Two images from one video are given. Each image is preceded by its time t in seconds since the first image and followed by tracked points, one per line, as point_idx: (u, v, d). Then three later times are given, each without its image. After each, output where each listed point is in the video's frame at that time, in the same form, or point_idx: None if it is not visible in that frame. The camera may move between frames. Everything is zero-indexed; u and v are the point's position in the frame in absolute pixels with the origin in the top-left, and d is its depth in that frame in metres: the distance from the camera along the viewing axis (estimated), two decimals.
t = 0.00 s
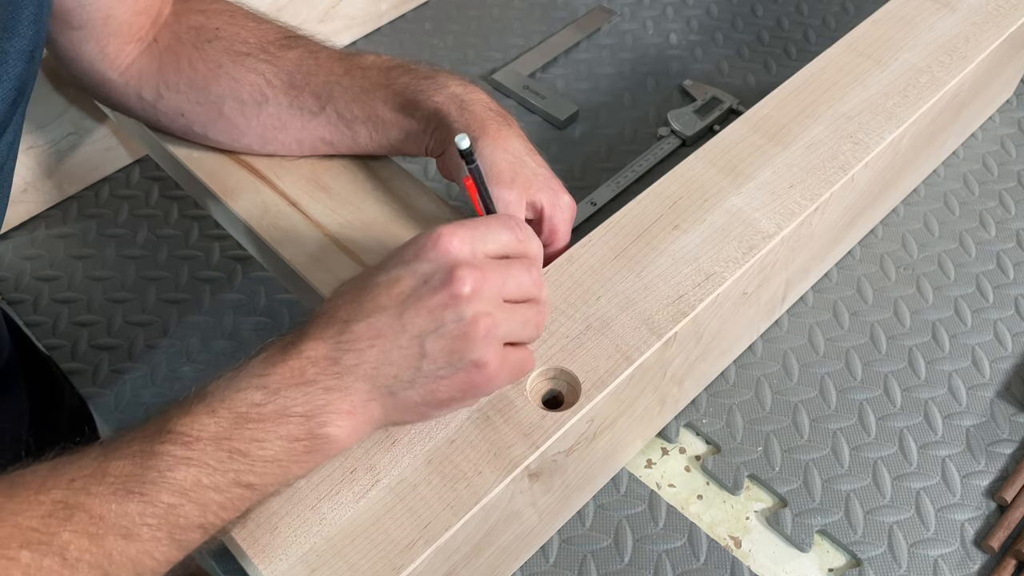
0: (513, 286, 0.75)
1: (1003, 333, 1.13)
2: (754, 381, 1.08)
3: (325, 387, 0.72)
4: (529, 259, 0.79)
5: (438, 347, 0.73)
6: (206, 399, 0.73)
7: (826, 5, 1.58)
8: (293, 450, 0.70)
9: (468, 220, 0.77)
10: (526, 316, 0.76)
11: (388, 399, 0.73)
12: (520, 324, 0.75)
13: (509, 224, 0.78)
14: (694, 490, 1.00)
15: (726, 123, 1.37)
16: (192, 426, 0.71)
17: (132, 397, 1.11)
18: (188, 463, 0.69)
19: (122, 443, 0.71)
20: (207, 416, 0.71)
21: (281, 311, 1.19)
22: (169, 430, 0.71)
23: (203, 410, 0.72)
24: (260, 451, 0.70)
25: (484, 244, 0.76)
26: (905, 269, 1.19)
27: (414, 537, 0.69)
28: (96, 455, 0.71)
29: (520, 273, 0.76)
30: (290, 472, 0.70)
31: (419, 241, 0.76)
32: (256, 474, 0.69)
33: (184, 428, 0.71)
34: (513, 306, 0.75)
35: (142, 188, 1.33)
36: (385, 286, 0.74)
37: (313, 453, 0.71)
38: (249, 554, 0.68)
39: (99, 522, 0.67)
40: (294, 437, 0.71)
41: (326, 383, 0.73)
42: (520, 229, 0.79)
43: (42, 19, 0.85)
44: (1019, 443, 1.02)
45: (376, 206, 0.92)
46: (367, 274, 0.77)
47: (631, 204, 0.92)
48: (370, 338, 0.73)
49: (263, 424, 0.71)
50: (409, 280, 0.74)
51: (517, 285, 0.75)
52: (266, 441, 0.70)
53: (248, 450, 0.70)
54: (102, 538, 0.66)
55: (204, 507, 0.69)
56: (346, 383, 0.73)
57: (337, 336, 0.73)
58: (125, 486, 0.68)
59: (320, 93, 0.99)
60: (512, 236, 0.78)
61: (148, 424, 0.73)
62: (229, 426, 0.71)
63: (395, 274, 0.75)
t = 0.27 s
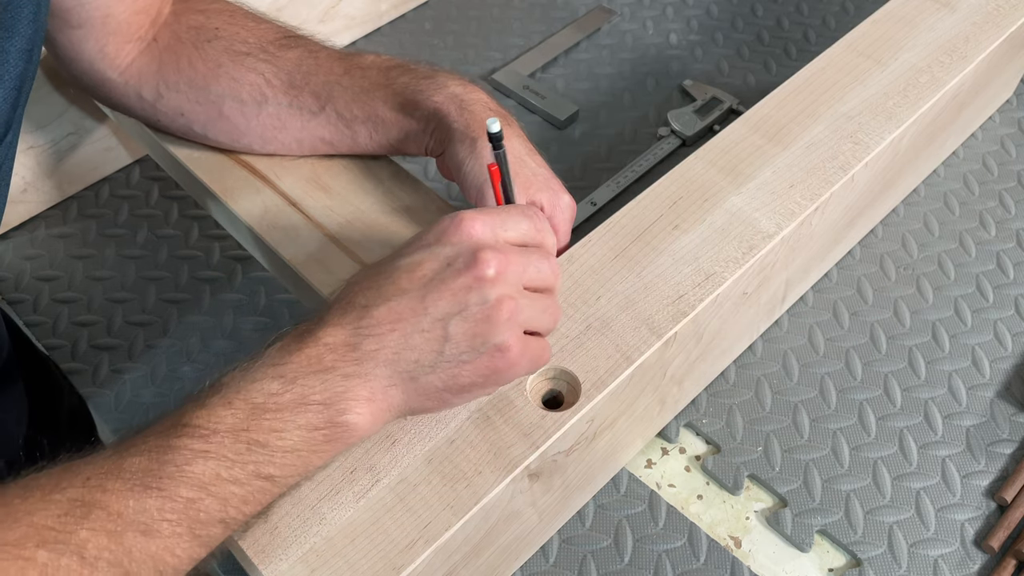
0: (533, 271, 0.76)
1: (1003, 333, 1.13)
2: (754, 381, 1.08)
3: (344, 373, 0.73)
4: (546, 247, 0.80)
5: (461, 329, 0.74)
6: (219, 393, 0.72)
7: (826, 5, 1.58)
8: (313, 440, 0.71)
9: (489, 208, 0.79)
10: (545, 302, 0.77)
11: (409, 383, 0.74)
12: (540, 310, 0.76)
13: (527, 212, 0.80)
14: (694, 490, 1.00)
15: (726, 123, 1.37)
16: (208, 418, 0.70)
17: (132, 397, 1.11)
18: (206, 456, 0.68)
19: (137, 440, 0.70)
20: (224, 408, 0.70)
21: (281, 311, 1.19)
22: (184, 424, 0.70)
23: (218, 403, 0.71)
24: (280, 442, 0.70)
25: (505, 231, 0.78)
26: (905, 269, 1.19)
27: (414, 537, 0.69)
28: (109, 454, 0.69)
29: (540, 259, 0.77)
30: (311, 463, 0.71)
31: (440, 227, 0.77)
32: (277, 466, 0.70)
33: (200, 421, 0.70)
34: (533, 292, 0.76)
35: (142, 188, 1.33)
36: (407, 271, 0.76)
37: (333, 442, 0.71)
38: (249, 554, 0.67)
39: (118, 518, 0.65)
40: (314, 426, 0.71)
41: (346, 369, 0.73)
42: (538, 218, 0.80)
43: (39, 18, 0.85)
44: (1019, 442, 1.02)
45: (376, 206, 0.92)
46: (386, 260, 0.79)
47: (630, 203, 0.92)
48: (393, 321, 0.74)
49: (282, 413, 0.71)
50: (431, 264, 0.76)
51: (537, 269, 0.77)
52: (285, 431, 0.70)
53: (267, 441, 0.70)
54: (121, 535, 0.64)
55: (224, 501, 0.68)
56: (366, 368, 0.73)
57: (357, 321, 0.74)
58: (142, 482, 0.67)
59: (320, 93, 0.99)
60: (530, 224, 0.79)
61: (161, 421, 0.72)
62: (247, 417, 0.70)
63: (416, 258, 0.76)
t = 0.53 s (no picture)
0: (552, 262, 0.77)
1: (1003, 333, 1.13)
2: (754, 381, 1.08)
3: (366, 363, 0.72)
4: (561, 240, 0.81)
5: (486, 317, 0.75)
6: (237, 386, 0.71)
7: (826, 5, 1.58)
8: (334, 432, 0.70)
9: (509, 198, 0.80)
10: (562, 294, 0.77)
11: (434, 372, 0.73)
12: (558, 301, 0.77)
13: (546, 206, 0.81)
14: (694, 490, 1.00)
15: (726, 123, 1.37)
16: (227, 412, 0.69)
17: (132, 397, 1.11)
18: (227, 450, 0.67)
19: (155, 436, 0.69)
20: (243, 401, 0.69)
21: (281, 311, 1.19)
22: (203, 418, 0.69)
23: (237, 397, 0.70)
24: (300, 434, 0.69)
25: (524, 222, 0.79)
26: (905, 269, 1.19)
27: (413, 537, 0.69)
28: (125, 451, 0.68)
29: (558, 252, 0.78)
30: (331, 455, 0.70)
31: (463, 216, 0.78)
32: (298, 459, 0.69)
33: (220, 415, 0.69)
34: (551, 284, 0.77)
35: (142, 188, 1.33)
36: (432, 258, 0.76)
37: (354, 434, 0.71)
38: (249, 554, 0.68)
39: (138, 515, 0.64)
40: (335, 417, 0.70)
41: (367, 359, 0.72)
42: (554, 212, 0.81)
43: (41, 17, 0.84)
44: (1019, 442, 1.02)
45: (377, 206, 0.92)
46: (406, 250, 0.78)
47: (631, 202, 0.92)
48: (417, 309, 0.74)
49: (302, 406, 0.70)
50: (456, 251, 0.76)
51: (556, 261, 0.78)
52: (306, 423, 0.70)
53: (287, 434, 0.69)
54: (142, 531, 0.63)
55: (246, 495, 0.67)
56: (389, 357, 0.73)
57: (369, 314, 0.74)
58: (162, 477, 0.65)
59: (320, 93, 0.99)
60: (548, 216, 0.80)
61: (178, 417, 0.71)
62: (267, 410, 0.69)
63: (440, 246, 0.76)
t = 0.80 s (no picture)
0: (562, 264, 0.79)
1: (1003, 333, 1.13)
2: (754, 381, 1.08)
3: (378, 360, 0.72)
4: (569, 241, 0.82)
5: (500, 315, 0.76)
6: (248, 385, 0.71)
7: (826, 6, 1.58)
8: (345, 432, 0.70)
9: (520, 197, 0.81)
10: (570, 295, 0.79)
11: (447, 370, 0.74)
12: (567, 301, 0.78)
13: (557, 206, 0.81)
14: (694, 490, 1.00)
15: (727, 123, 1.37)
16: (237, 412, 0.69)
17: (132, 397, 1.11)
18: (237, 451, 0.67)
19: (166, 437, 0.69)
20: (254, 402, 0.70)
21: (281, 311, 1.19)
22: (213, 418, 0.69)
23: (247, 397, 0.70)
24: (311, 434, 0.69)
25: (535, 222, 0.80)
26: (905, 269, 1.19)
27: (413, 537, 0.69)
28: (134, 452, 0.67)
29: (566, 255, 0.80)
30: (343, 455, 0.70)
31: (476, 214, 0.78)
32: (309, 459, 0.69)
33: (230, 415, 0.69)
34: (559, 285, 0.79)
35: (142, 188, 1.33)
36: (446, 256, 0.76)
37: (365, 433, 0.71)
38: (249, 554, 0.67)
39: (147, 516, 0.64)
40: (346, 418, 0.70)
41: (382, 357, 0.72)
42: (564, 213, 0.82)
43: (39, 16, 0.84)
44: (1019, 442, 1.02)
45: (377, 207, 0.92)
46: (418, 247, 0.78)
47: (631, 203, 0.92)
48: (431, 307, 0.74)
49: (312, 406, 0.70)
50: (470, 250, 0.77)
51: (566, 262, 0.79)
52: (317, 423, 0.70)
53: (298, 434, 0.69)
54: (152, 532, 0.63)
55: (256, 496, 0.67)
56: (402, 357, 0.73)
57: (370, 314, 0.74)
58: (172, 477, 0.65)
59: (320, 93, 0.99)
60: (558, 215, 0.81)
61: (189, 417, 0.71)
62: (278, 410, 0.69)
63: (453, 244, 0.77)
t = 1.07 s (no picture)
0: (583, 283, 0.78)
1: (1003, 333, 1.13)
2: (754, 381, 1.08)
3: (398, 372, 0.71)
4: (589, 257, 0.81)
5: (521, 331, 0.74)
6: (265, 390, 0.69)
7: (826, 6, 1.58)
8: (360, 440, 0.69)
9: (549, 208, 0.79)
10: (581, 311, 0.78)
11: (464, 383, 0.73)
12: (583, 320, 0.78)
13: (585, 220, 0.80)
14: (694, 490, 1.00)
15: (727, 123, 1.37)
16: (253, 418, 0.67)
17: (132, 397, 1.11)
18: (252, 459, 0.66)
19: (181, 439, 0.67)
20: (270, 409, 0.67)
21: (281, 311, 1.19)
22: (228, 424, 0.67)
23: (264, 403, 0.68)
24: (327, 444, 0.68)
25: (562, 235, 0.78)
26: (905, 269, 1.19)
27: (413, 537, 0.69)
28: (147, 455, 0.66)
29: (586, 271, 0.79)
30: (357, 463, 0.69)
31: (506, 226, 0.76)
32: (325, 466, 0.68)
33: (246, 421, 0.67)
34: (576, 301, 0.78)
35: (142, 188, 1.33)
36: (472, 268, 0.74)
37: (380, 441, 0.70)
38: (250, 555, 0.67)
39: (161, 522, 0.62)
40: (363, 427, 0.69)
41: (400, 369, 0.71)
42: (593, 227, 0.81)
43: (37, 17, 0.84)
44: (1019, 443, 1.02)
45: (377, 207, 0.92)
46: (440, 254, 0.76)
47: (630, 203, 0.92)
48: (455, 321, 0.73)
49: (330, 416, 0.68)
50: (496, 262, 0.75)
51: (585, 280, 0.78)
52: (334, 432, 0.68)
53: (314, 443, 0.67)
54: (165, 539, 0.62)
55: (271, 503, 0.65)
56: (422, 368, 0.71)
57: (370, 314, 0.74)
58: (187, 484, 0.64)
59: (320, 93, 0.99)
60: (585, 229, 0.80)
61: (204, 419, 0.69)
62: (294, 418, 0.67)
63: (479, 256, 0.75)
